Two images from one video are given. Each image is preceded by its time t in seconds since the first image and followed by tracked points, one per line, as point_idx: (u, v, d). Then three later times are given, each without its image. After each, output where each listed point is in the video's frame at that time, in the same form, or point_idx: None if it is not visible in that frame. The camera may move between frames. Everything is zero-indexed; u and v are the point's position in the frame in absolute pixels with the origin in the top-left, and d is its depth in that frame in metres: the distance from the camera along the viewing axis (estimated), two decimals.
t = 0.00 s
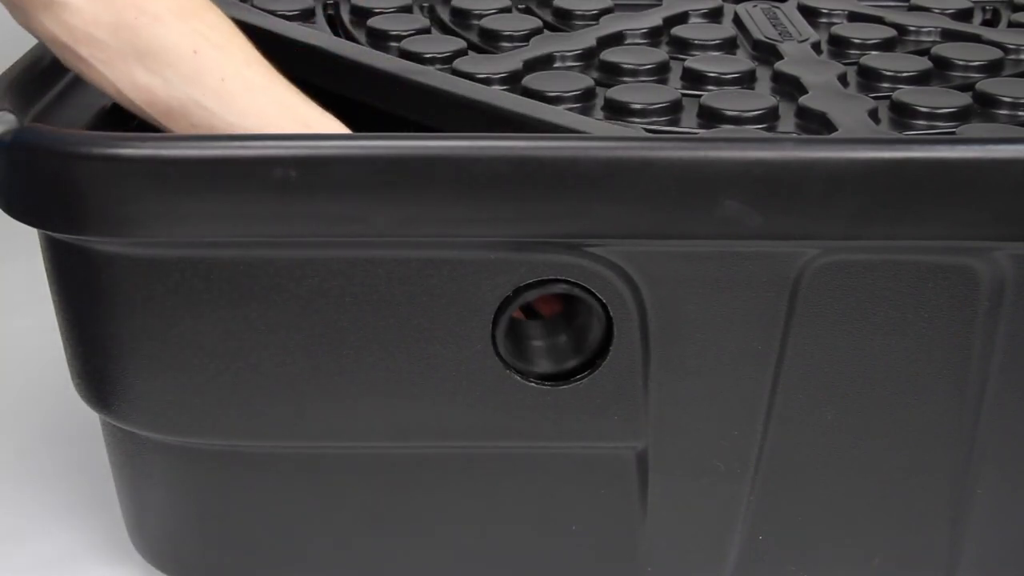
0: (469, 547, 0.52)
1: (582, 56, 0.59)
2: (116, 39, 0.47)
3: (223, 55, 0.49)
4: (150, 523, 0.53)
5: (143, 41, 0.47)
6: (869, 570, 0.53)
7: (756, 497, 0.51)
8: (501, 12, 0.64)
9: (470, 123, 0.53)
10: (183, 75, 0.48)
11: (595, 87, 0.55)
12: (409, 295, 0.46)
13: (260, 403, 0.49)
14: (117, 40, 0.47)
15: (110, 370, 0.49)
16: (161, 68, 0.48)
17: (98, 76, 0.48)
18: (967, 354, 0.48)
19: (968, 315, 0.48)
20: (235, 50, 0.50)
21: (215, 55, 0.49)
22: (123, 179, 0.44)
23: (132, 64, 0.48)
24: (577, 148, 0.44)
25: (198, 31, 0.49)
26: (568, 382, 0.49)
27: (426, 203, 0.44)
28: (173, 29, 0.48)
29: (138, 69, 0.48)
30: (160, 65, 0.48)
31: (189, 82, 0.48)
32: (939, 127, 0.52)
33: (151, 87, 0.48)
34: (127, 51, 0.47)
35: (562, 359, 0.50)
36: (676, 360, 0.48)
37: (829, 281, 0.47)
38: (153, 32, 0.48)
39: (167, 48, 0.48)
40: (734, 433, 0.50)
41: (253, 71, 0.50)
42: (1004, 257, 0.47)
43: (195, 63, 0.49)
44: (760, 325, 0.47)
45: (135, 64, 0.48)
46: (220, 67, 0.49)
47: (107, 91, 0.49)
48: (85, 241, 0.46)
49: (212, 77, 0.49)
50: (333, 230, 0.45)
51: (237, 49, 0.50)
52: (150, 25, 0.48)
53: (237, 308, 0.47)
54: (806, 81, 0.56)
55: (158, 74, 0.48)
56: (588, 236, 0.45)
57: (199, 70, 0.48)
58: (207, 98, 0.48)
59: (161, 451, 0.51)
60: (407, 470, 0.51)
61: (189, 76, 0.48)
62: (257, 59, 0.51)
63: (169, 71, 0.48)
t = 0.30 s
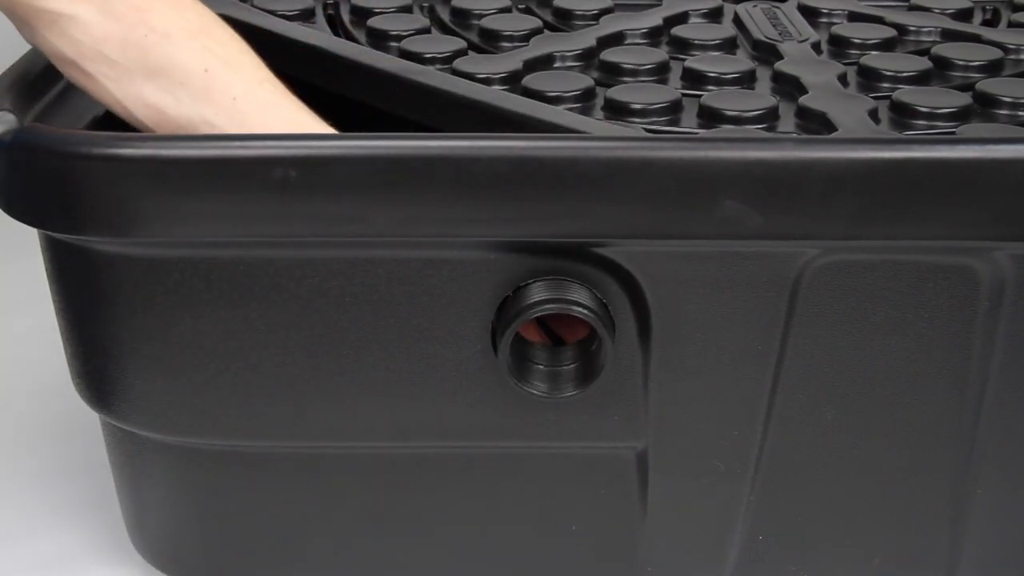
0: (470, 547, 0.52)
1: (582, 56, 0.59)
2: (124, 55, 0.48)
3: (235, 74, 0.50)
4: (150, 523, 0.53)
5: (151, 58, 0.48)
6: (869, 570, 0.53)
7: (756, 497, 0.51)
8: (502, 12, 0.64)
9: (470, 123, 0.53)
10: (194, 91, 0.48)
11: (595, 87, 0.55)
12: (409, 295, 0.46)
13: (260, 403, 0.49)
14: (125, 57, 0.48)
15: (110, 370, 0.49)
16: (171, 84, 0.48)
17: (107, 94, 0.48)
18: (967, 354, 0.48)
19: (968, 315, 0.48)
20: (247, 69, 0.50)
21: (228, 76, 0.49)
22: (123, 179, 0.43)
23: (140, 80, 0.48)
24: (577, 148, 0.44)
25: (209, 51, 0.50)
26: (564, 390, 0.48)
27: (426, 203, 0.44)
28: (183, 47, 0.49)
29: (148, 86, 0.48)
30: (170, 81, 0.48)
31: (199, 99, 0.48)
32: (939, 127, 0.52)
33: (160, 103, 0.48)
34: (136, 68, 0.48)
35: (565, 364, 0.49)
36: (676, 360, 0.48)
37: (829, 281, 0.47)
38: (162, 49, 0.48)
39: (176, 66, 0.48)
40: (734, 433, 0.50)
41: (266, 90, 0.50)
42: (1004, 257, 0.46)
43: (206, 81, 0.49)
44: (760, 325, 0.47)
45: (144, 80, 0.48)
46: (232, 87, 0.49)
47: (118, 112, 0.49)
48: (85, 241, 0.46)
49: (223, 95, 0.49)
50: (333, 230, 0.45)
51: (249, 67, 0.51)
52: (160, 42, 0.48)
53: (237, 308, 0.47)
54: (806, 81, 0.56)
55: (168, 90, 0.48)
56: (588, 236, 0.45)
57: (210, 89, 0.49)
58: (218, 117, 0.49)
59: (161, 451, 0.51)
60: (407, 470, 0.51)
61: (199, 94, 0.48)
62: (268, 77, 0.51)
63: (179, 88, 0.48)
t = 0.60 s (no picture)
0: (470, 547, 0.52)
1: (582, 56, 0.59)
2: (124, 64, 0.48)
3: (232, 83, 0.50)
4: (150, 523, 0.53)
5: (151, 67, 0.49)
6: (869, 570, 0.53)
7: (756, 497, 0.51)
8: (502, 12, 0.64)
9: (470, 123, 0.53)
10: (192, 100, 0.49)
11: (595, 87, 0.55)
12: (409, 295, 0.46)
13: (260, 403, 0.49)
14: (125, 65, 0.48)
15: (110, 370, 0.49)
16: (170, 92, 0.49)
17: (106, 103, 0.49)
18: (967, 354, 0.48)
19: (968, 315, 0.48)
20: (244, 78, 0.51)
21: (225, 85, 0.50)
22: (122, 179, 0.43)
23: (140, 89, 0.48)
24: (577, 149, 0.44)
25: (206, 61, 0.50)
26: (563, 398, 0.48)
27: (426, 203, 0.44)
28: (180, 57, 0.49)
29: (147, 94, 0.48)
30: (169, 90, 0.49)
31: (197, 107, 0.49)
32: (939, 127, 0.52)
33: (160, 111, 0.48)
34: (135, 76, 0.48)
35: (566, 372, 0.49)
36: (676, 360, 0.48)
37: (829, 281, 0.47)
38: (160, 59, 0.49)
39: (175, 74, 0.49)
40: (734, 433, 0.50)
41: (263, 98, 0.50)
42: (1004, 257, 0.47)
43: (204, 90, 0.49)
44: (760, 325, 0.47)
45: (143, 89, 0.48)
46: (230, 96, 0.49)
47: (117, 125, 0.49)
48: (85, 241, 0.46)
49: (221, 104, 0.49)
50: (333, 230, 0.45)
51: (247, 77, 0.51)
52: (158, 52, 0.49)
53: (237, 308, 0.47)
54: (806, 81, 0.56)
55: (167, 98, 0.48)
56: (588, 235, 0.45)
57: (208, 97, 0.49)
58: (217, 124, 0.49)
59: (161, 451, 0.51)
60: (407, 470, 0.51)
61: (198, 102, 0.49)
62: (265, 87, 0.52)
63: (178, 95, 0.49)
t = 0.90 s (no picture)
0: (470, 547, 0.52)
1: (582, 56, 0.59)
2: (125, 66, 0.48)
3: (234, 87, 0.50)
4: (149, 523, 0.53)
5: (152, 69, 0.49)
6: (869, 570, 0.53)
7: (756, 497, 0.51)
8: (501, 12, 0.64)
9: (470, 123, 0.53)
10: (194, 102, 0.49)
11: (595, 87, 0.55)
12: (409, 295, 0.46)
13: (260, 403, 0.49)
14: (126, 67, 0.48)
15: (111, 370, 0.49)
16: (171, 95, 0.49)
17: (105, 105, 0.49)
18: (967, 354, 0.48)
19: (968, 315, 0.48)
20: (245, 82, 0.51)
21: (226, 88, 0.50)
22: (122, 179, 0.43)
23: (140, 91, 0.48)
24: (577, 149, 0.44)
25: (207, 64, 0.50)
26: (563, 399, 0.48)
27: (426, 203, 0.44)
28: (182, 60, 0.49)
29: (147, 96, 0.49)
30: (170, 92, 0.49)
31: (199, 109, 0.49)
32: (939, 127, 0.52)
33: (161, 115, 0.48)
34: (136, 77, 0.48)
35: (566, 372, 0.49)
36: (676, 360, 0.48)
37: (829, 281, 0.47)
38: (162, 61, 0.49)
39: (176, 76, 0.49)
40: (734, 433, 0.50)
41: (264, 103, 0.50)
42: (1004, 257, 0.46)
43: (206, 92, 0.49)
44: (760, 325, 0.47)
45: (144, 91, 0.48)
46: (231, 99, 0.50)
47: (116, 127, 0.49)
48: (85, 242, 0.46)
49: (222, 106, 0.49)
50: (333, 230, 0.45)
51: (247, 82, 0.51)
52: (160, 54, 0.49)
53: (237, 308, 0.47)
54: (806, 81, 0.56)
55: (168, 100, 0.49)
56: (588, 235, 0.45)
57: (209, 100, 0.49)
58: (218, 126, 0.49)
59: (161, 452, 0.51)
60: (407, 470, 0.51)
61: (199, 104, 0.49)
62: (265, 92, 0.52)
63: (179, 97, 0.49)
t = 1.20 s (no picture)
0: (470, 547, 0.52)
1: (582, 56, 0.59)
2: (129, 64, 0.49)
3: (236, 87, 0.50)
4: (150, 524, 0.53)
5: (155, 68, 0.49)
6: (868, 570, 0.53)
7: (756, 497, 0.51)
8: (501, 12, 0.64)
9: (471, 123, 0.53)
10: (195, 101, 0.49)
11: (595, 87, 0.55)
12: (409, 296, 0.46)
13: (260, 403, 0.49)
14: (130, 67, 0.49)
15: (111, 370, 0.49)
16: (173, 94, 0.49)
17: (108, 104, 0.49)
18: (967, 354, 0.48)
19: (968, 316, 0.47)
20: (246, 83, 0.51)
21: (228, 88, 0.50)
22: (122, 179, 0.43)
23: (143, 91, 0.49)
24: (576, 149, 0.43)
25: (210, 64, 0.51)
26: (563, 399, 0.48)
27: (425, 203, 0.44)
28: (186, 59, 0.50)
29: (149, 96, 0.49)
30: (171, 91, 0.49)
31: (200, 110, 0.49)
32: (939, 127, 0.52)
33: (163, 114, 0.49)
34: (139, 75, 0.49)
35: (565, 372, 0.48)
36: (676, 360, 0.48)
37: (829, 282, 0.47)
38: (165, 60, 0.50)
39: (178, 75, 0.49)
40: (734, 433, 0.50)
41: (265, 103, 0.50)
42: (1004, 257, 0.46)
43: (207, 92, 0.49)
44: (760, 325, 0.47)
45: (146, 91, 0.49)
46: (233, 100, 0.50)
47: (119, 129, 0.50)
48: (85, 241, 0.46)
49: (223, 106, 0.49)
50: (333, 230, 0.45)
51: (248, 83, 0.51)
52: (163, 53, 0.50)
53: (237, 308, 0.47)
54: (806, 81, 0.56)
55: (170, 100, 0.49)
56: (587, 235, 0.45)
57: (211, 99, 0.49)
58: (219, 126, 0.49)
59: (162, 452, 0.51)
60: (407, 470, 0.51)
61: (200, 103, 0.49)
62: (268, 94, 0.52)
63: (181, 97, 0.49)
